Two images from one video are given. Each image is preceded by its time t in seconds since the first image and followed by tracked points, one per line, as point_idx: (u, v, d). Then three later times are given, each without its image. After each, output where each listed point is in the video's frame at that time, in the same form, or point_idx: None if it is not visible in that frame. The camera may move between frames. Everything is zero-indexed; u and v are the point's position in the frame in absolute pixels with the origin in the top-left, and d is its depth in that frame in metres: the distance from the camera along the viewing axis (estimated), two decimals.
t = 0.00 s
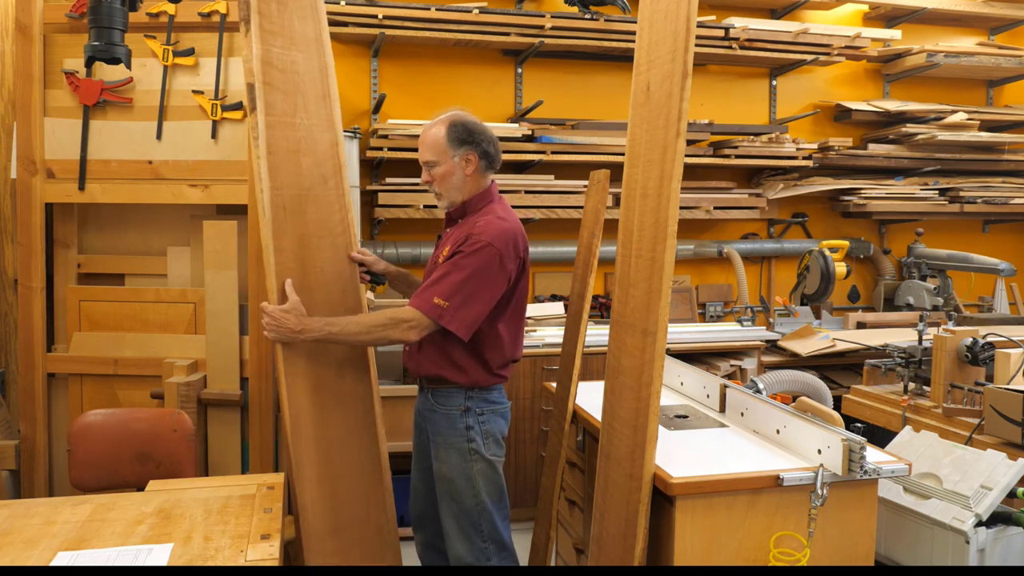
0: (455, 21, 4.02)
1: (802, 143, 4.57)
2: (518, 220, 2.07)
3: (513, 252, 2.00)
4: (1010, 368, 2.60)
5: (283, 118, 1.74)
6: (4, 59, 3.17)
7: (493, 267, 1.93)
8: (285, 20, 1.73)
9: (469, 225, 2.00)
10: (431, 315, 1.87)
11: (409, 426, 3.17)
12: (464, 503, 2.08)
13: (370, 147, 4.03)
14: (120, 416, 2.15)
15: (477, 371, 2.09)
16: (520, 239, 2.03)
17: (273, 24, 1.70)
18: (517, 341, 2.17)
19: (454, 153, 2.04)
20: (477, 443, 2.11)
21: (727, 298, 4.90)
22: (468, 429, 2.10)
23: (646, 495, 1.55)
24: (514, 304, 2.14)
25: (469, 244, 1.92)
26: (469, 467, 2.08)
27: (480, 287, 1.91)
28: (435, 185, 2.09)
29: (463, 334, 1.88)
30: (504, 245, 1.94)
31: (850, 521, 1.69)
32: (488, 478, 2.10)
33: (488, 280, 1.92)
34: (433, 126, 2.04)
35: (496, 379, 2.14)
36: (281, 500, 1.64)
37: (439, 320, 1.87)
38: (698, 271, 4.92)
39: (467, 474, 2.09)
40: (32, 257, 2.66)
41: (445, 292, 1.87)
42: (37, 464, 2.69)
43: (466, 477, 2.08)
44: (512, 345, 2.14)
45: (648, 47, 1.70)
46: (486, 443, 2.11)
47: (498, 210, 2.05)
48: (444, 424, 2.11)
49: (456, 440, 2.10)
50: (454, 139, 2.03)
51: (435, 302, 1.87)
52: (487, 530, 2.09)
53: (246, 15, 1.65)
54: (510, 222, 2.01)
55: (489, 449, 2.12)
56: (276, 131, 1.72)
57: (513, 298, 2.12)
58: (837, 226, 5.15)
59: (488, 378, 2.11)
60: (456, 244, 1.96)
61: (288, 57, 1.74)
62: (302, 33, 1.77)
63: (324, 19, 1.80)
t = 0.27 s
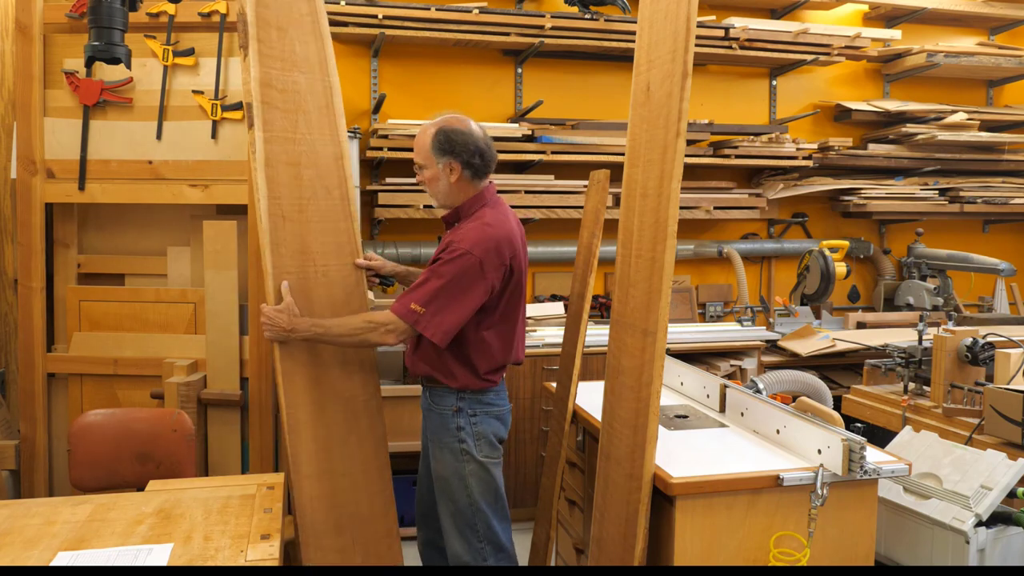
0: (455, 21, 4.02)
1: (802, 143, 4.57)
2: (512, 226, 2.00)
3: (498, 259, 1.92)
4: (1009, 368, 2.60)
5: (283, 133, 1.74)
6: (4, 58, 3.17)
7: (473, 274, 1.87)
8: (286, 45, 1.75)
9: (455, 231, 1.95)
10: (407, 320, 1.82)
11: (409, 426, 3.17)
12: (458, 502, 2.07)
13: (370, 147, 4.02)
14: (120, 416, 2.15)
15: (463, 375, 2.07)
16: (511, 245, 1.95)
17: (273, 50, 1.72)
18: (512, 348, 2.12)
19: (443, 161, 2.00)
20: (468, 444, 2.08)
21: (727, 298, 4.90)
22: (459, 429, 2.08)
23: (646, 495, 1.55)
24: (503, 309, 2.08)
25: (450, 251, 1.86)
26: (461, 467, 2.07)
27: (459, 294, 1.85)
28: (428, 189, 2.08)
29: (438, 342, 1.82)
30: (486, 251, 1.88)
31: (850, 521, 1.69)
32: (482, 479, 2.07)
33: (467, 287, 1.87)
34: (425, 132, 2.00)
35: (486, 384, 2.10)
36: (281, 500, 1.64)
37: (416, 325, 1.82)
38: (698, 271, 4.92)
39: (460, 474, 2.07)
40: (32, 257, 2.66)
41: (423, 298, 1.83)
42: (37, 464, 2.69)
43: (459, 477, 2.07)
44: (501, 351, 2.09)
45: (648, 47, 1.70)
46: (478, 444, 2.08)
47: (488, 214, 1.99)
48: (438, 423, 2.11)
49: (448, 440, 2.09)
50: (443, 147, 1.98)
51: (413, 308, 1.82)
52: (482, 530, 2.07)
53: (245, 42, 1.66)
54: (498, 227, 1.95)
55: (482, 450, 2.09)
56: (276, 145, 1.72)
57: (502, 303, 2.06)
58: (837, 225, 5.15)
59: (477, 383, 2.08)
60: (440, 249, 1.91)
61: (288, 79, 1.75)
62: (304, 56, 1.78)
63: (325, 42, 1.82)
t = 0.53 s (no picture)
0: (455, 21, 4.02)
1: (802, 143, 4.57)
2: (491, 222, 1.96)
3: (472, 255, 1.89)
4: (1010, 368, 2.60)
5: (280, 141, 1.71)
6: (3, 58, 3.17)
7: (446, 272, 1.85)
8: (283, 55, 1.72)
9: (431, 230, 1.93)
10: (384, 322, 1.80)
11: (409, 426, 3.17)
12: (438, 498, 2.08)
13: (370, 147, 4.02)
14: (120, 416, 2.15)
15: (443, 375, 2.05)
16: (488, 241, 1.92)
17: (270, 60, 1.69)
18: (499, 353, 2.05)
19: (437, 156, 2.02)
20: (445, 442, 2.07)
21: (727, 298, 4.90)
22: (436, 427, 2.08)
23: (646, 495, 1.55)
24: (482, 307, 2.00)
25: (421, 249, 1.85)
26: (439, 464, 2.08)
27: (433, 293, 1.83)
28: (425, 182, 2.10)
29: (416, 342, 1.80)
30: (458, 247, 1.86)
31: (850, 521, 1.69)
32: (459, 477, 2.06)
33: (440, 285, 1.84)
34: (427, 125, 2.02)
35: (463, 386, 2.05)
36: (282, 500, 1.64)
37: (394, 327, 1.80)
38: (698, 271, 4.92)
39: (439, 472, 2.07)
40: (32, 257, 2.66)
41: (399, 299, 1.81)
42: (37, 464, 2.69)
43: (436, 474, 2.08)
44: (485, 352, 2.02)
45: (648, 47, 1.70)
46: (454, 443, 2.07)
47: (466, 212, 1.96)
48: (422, 421, 2.12)
49: (428, 438, 2.10)
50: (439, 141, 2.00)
51: (389, 309, 1.81)
52: (462, 528, 2.05)
53: (241, 52, 1.64)
54: (473, 224, 1.92)
55: (459, 449, 2.07)
56: (272, 153, 1.69)
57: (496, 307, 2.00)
58: (837, 225, 5.15)
59: (460, 383, 2.04)
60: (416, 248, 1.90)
61: (285, 88, 1.72)
62: (301, 66, 1.76)
63: (323, 51, 1.79)
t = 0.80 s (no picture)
0: (455, 21, 4.02)
1: (802, 143, 4.56)
2: (501, 224, 1.97)
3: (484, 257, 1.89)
4: (1010, 368, 2.60)
5: (280, 141, 1.71)
6: (3, 58, 3.17)
7: (462, 275, 1.85)
8: (283, 56, 1.72)
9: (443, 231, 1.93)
10: (398, 324, 1.82)
11: (409, 426, 3.17)
12: (440, 497, 2.07)
13: (370, 147, 4.02)
14: (120, 416, 2.15)
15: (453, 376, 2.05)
16: (498, 243, 1.93)
17: (269, 60, 1.69)
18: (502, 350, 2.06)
19: (435, 161, 1.99)
20: (450, 441, 2.07)
21: (727, 298, 4.90)
22: (441, 426, 2.07)
23: (646, 495, 1.55)
24: (492, 307, 2.03)
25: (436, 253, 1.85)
26: (443, 464, 2.07)
27: (448, 295, 1.84)
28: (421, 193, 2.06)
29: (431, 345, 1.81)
30: (472, 248, 1.86)
31: (850, 521, 1.69)
32: (463, 474, 2.06)
33: (455, 287, 1.85)
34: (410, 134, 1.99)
35: (475, 385, 2.06)
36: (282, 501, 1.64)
37: (408, 329, 1.82)
38: (698, 271, 4.92)
39: (442, 471, 2.07)
40: (32, 257, 2.66)
41: (412, 300, 1.82)
42: (37, 464, 2.69)
43: (440, 473, 2.07)
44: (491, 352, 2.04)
45: (648, 47, 1.70)
46: (459, 441, 2.07)
47: (477, 213, 1.96)
48: (424, 419, 2.12)
49: (432, 437, 2.09)
50: (432, 147, 1.98)
51: (403, 312, 1.82)
52: (464, 526, 2.05)
53: (240, 52, 1.64)
54: (485, 225, 1.92)
55: (464, 447, 2.07)
56: (272, 153, 1.69)
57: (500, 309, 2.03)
58: (837, 225, 5.15)
59: (464, 382, 2.05)
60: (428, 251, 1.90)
61: (285, 88, 1.72)
62: (301, 66, 1.76)
63: (323, 52, 1.79)
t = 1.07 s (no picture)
0: (455, 21, 4.02)
1: (802, 143, 4.56)
2: (505, 220, 2.06)
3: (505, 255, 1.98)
4: (1010, 368, 2.60)
5: (280, 141, 1.71)
6: (3, 58, 3.17)
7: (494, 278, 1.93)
8: (283, 56, 1.72)
9: (458, 241, 1.98)
10: (450, 343, 1.88)
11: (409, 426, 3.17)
12: (462, 500, 2.08)
13: (370, 147, 4.02)
14: (120, 416, 2.15)
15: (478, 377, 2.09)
16: (509, 240, 2.02)
17: (270, 60, 1.69)
18: (520, 340, 2.17)
19: (432, 169, 1.99)
20: (475, 442, 2.10)
21: (727, 298, 4.90)
22: (465, 427, 2.09)
23: (646, 495, 1.55)
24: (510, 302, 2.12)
25: (466, 262, 1.91)
26: (467, 466, 2.08)
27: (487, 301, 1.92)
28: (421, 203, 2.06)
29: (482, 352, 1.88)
30: (496, 253, 1.94)
31: (850, 521, 1.69)
32: (486, 474, 2.09)
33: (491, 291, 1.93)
34: (400, 147, 1.98)
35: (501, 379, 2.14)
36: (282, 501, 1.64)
37: (459, 344, 1.88)
38: (698, 271, 4.92)
39: (465, 472, 2.08)
40: (32, 257, 2.66)
41: (455, 316, 1.88)
42: (37, 464, 2.69)
43: (463, 475, 2.08)
44: (514, 344, 2.14)
45: (648, 47, 1.70)
46: (483, 440, 2.10)
47: (482, 215, 2.03)
48: (442, 422, 2.11)
49: (453, 439, 2.10)
50: (425, 154, 1.97)
51: (451, 329, 1.88)
52: (486, 527, 2.08)
53: (241, 52, 1.64)
54: (495, 227, 2.00)
55: (487, 446, 2.10)
56: (272, 153, 1.69)
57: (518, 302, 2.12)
58: (837, 225, 5.15)
59: (492, 382, 2.11)
60: (453, 262, 1.95)
61: (285, 89, 1.72)
62: (301, 66, 1.75)
63: (323, 52, 1.79)
